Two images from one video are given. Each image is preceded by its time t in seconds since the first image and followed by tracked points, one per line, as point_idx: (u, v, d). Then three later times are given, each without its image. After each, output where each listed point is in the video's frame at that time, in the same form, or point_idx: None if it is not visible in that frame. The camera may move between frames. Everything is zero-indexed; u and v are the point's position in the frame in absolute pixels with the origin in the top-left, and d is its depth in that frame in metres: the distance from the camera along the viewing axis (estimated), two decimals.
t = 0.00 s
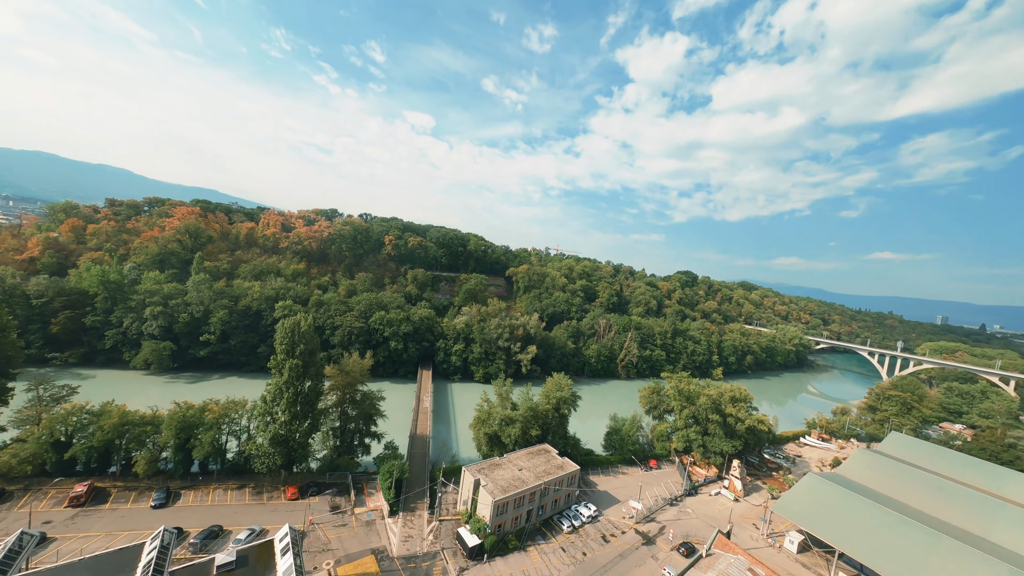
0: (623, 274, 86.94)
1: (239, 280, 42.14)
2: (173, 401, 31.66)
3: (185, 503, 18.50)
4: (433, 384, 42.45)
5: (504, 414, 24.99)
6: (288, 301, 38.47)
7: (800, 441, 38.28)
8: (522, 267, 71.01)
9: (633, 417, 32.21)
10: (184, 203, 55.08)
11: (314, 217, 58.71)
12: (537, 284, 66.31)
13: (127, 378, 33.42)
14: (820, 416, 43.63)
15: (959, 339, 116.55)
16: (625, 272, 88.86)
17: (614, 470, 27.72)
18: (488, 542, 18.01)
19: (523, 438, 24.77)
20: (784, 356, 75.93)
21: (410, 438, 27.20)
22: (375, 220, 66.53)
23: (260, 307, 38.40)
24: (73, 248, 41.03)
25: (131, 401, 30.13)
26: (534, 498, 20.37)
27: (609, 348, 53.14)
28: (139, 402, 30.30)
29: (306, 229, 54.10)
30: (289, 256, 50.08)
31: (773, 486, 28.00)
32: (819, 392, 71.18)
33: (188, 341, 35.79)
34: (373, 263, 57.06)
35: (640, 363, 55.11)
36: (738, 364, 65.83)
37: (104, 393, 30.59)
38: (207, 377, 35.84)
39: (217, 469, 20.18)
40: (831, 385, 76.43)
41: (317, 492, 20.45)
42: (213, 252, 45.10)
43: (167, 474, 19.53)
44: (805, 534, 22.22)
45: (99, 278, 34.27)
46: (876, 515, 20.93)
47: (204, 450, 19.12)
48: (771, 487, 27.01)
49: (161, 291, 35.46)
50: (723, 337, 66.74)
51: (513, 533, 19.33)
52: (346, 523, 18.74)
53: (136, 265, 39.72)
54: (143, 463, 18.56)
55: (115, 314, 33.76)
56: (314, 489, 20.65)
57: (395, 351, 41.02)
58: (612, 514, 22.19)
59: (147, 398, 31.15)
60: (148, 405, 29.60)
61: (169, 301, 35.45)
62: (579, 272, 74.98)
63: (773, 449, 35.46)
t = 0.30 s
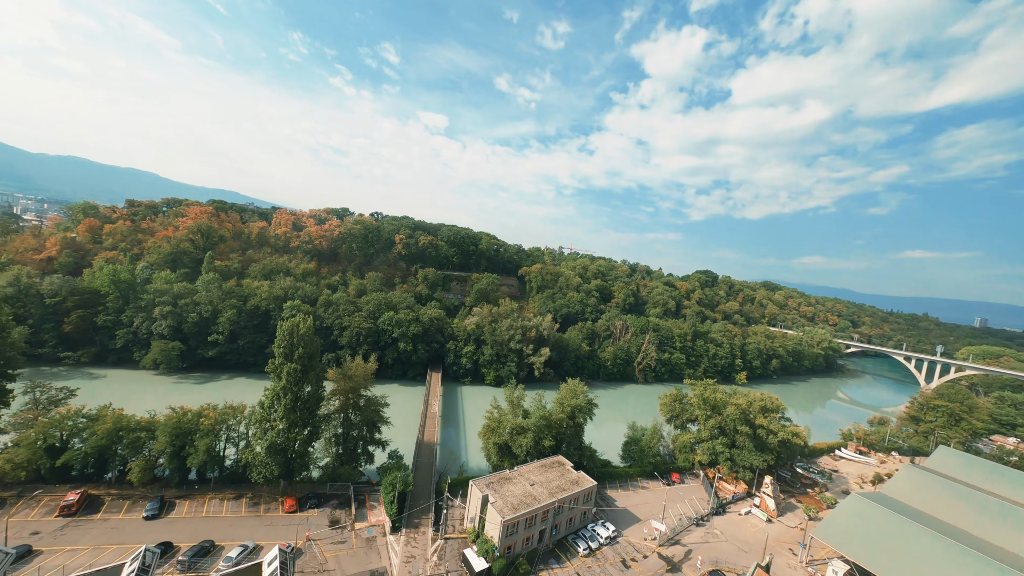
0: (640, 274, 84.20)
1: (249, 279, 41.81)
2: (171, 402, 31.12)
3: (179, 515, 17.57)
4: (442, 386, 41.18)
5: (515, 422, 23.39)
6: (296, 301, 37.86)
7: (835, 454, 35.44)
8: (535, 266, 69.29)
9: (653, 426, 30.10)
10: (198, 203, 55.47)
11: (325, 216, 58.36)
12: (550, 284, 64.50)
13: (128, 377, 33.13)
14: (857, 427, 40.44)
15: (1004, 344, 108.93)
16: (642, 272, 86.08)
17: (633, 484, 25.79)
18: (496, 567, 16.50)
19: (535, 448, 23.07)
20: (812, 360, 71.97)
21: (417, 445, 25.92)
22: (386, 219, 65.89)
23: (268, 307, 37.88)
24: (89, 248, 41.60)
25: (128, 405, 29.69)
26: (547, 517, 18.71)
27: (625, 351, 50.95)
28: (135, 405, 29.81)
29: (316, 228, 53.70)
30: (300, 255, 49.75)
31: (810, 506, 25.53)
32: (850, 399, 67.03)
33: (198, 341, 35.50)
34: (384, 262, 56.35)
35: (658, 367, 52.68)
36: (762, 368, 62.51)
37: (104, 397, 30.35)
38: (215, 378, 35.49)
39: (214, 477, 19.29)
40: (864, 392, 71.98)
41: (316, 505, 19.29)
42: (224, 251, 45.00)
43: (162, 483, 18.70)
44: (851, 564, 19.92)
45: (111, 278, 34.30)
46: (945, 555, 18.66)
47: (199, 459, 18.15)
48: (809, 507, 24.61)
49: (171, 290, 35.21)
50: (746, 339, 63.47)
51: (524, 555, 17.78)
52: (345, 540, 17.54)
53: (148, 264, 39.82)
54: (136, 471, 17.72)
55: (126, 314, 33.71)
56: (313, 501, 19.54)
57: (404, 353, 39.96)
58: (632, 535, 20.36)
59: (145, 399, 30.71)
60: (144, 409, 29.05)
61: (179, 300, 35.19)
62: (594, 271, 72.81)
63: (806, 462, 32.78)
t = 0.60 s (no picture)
0: (654, 273, 81.65)
1: (254, 278, 41.23)
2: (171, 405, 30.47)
3: (167, 528, 16.50)
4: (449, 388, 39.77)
5: (524, 432, 21.68)
6: (301, 301, 37.05)
7: (871, 466, 32.83)
8: (546, 265, 67.58)
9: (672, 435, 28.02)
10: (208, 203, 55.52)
11: (333, 215, 57.76)
12: (561, 284, 62.70)
13: (134, 377, 32.90)
14: (893, 437, 37.54)
15: None
16: (656, 271, 83.51)
17: (651, 498, 23.86)
18: None
19: (546, 460, 21.35)
20: (838, 363, 68.38)
21: (421, 453, 24.51)
22: (394, 217, 65.05)
23: (273, 306, 37.15)
24: (99, 247, 41.67)
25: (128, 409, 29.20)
26: (559, 538, 17.06)
27: (640, 353, 48.85)
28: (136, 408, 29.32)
29: (324, 226, 53.07)
30: (307, 254, 49.19)
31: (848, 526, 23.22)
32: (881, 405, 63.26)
33: (202, 342, 34.97)
34: (392, 261, 55.48)
35: (675, 370, 50.38)
36: (785, 372, 59.47)
37: (106, 398, 29.96)
38: (219, 379, 34.93)
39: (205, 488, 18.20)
40: (895, 397, 67.98)
41: (312, 519, 18.00)
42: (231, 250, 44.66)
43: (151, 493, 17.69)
44: None
45: (116, 277, 33.94)
46: None
47: (188, 470, 17.00)
48: (849, 528, 22.28)
49: (175, 290, 34.69)
50: (768, 341, 60.47)
51: None
52: (340, 559, 16.23)
53: (156, 263, 39.58)
54: (123, 482, 16.69)
55: (131, 313, 33.35)
56: (309, 515, 18.28)
57: (410, 354, 38.76)
58: (653, 559, 18.51)
59: (146, 402, 30.22)
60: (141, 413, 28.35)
61: (183, 300, 34.65)
62: (607, 270, 70.71)
63: (839, 476, 30.29)
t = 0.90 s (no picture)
0: (667, 271, 79.28)
1: (257, 278, 40.50)
2: (172, 406, 29.81)
3: (148, 545, 15.30)
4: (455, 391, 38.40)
5: (533, 441, 19.99)
6: (302, 300, 36.20)
7: (907, 479, 30.41)
8: (555, 263, 65.88)
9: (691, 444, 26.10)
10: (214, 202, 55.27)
11: (338, 213, 57.00)
12: (571, 283, 60.95)
13: (142, 378, 32.64)
14: (930, 446, 34.84)
15: None
16: (669, 269, 81.12)
17: (669, 514, 22.05)
18: None
19: (556, 472, 19.67)
20: (862, 366, 65.14)
21: (423, 462, 23.06)
22: (400, 215, 64.08)
23: (275, 306, 36.28)
24: (104, 247, 41.44)
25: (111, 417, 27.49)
26: (571, 563, 15.48)
27: (653, 354, 46.86)
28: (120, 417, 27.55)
29: (328, 225, 52.30)
30: (311, 253, 48.47)
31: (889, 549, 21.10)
32: (910, 409, 59.83)
33: (203, 343, 34.27)
34: (397, 260, 54.47)
35: (690, 372, 48.22)
36: (807, 375, 56.67)
37: (107, 398, 29.46)
38: (220, 381, 34.19)
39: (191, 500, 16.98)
40: (925, 402, 64.34)
41: (304, 535, 16.70)
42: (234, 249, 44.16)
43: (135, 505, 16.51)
44: None
45: (116, 277, 33.36)
46: None
47: (171, 483, 15.68)
48: (892, 552, 20.12)
49: (176, 290, 34.01)
50: (788, 342, 57.72)
51: None
52: None
53: (159, 263, 39.14)
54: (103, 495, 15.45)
55: (132, 314, 32.79)
56: (300, 531, 16.97)
57: (415, 356, 37.52)
58: None
59: (136, 409, 28.76)
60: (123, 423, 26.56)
61: (184, 300, 33.98)
62: (618, 268, 68.67)
63: (873, 489, 27.93)
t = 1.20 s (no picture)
0: (677, 268, 77.12)
1: (257, 277, 39.60)
2: (169, 408, 29.00)
3: (123, 567, 14.07)
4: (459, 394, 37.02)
5: (540, 452, 18.42)
6: (302, 300, 35.35)
7: (943, 490, 28.28)
8: (562, 261, 64.23)
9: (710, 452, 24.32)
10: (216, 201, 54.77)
11: (341, 211, 56.07)
12: (579, 281, 59.27)
13: (141, 380, 31.95)
14: (966, 454, 32.50)
15: None
16: (679, 267, 78.91)
17: (688, 530, 20.37)
18: None
19: (566, 486, 18.10)
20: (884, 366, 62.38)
21: (423, 472, 21.67)
22: (403, 213, 62.98)
23: (274, 306, 35.26)
24: (104, 247, 40.88)
25: (94, 422, 26.17)
26: None
27: (665, 355, 45.03)
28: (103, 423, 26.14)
29: (330, 223, 51.36)
30: (313, 252, 47.60)
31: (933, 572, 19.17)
32: (937, 413, 56.93)
33: (201, 344, 33.38)
34: (400, 259, 53.34)
35: (704, 374, 46.30)
36: (826, 376, 54.26)
37: (101, 401, 28.65)
38: (218, 384, 33.27)
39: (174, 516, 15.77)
40: (952, 404, 61.33)
41: (292, 556, 15.41)
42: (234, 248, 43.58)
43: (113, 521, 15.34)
44: None
45: (112, 277, 32.55)
46: None
47: (148, 500, 14.39)
48: None
49: (172, 290, 33.16)
50: (806, 342, 55.32)
51: None
52: None
53: (158, 263, 38.42)
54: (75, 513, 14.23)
55: (128, 315, 31.99)
56: (289, 550, 15.69)
57: (417, 357, 36.25)
58: None
59: (123, 414, 27.50)
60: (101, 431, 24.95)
61: (180, 301, 33.10)
62: (626, 266, 66.82)
63: (908, 501, 25.64)
